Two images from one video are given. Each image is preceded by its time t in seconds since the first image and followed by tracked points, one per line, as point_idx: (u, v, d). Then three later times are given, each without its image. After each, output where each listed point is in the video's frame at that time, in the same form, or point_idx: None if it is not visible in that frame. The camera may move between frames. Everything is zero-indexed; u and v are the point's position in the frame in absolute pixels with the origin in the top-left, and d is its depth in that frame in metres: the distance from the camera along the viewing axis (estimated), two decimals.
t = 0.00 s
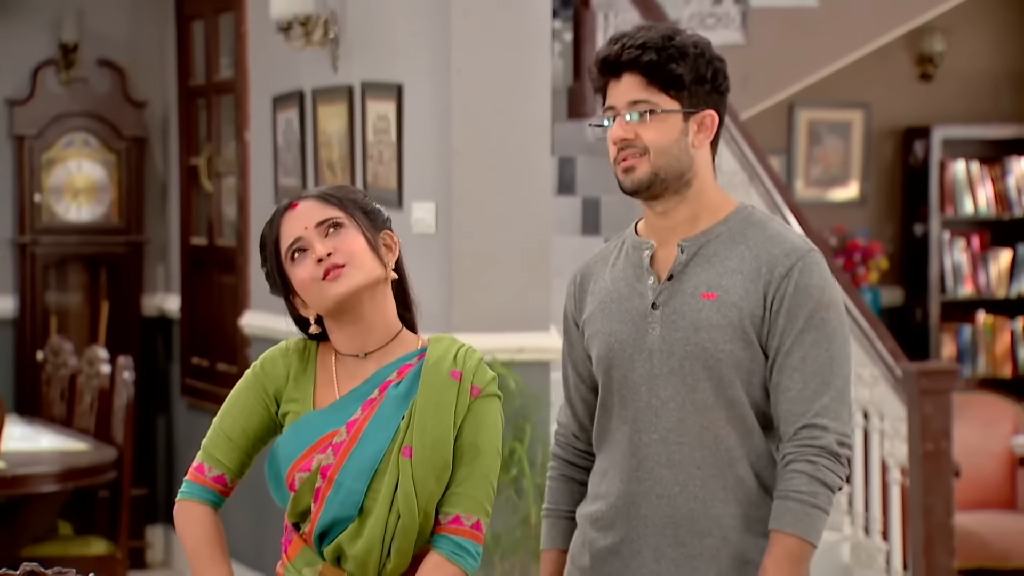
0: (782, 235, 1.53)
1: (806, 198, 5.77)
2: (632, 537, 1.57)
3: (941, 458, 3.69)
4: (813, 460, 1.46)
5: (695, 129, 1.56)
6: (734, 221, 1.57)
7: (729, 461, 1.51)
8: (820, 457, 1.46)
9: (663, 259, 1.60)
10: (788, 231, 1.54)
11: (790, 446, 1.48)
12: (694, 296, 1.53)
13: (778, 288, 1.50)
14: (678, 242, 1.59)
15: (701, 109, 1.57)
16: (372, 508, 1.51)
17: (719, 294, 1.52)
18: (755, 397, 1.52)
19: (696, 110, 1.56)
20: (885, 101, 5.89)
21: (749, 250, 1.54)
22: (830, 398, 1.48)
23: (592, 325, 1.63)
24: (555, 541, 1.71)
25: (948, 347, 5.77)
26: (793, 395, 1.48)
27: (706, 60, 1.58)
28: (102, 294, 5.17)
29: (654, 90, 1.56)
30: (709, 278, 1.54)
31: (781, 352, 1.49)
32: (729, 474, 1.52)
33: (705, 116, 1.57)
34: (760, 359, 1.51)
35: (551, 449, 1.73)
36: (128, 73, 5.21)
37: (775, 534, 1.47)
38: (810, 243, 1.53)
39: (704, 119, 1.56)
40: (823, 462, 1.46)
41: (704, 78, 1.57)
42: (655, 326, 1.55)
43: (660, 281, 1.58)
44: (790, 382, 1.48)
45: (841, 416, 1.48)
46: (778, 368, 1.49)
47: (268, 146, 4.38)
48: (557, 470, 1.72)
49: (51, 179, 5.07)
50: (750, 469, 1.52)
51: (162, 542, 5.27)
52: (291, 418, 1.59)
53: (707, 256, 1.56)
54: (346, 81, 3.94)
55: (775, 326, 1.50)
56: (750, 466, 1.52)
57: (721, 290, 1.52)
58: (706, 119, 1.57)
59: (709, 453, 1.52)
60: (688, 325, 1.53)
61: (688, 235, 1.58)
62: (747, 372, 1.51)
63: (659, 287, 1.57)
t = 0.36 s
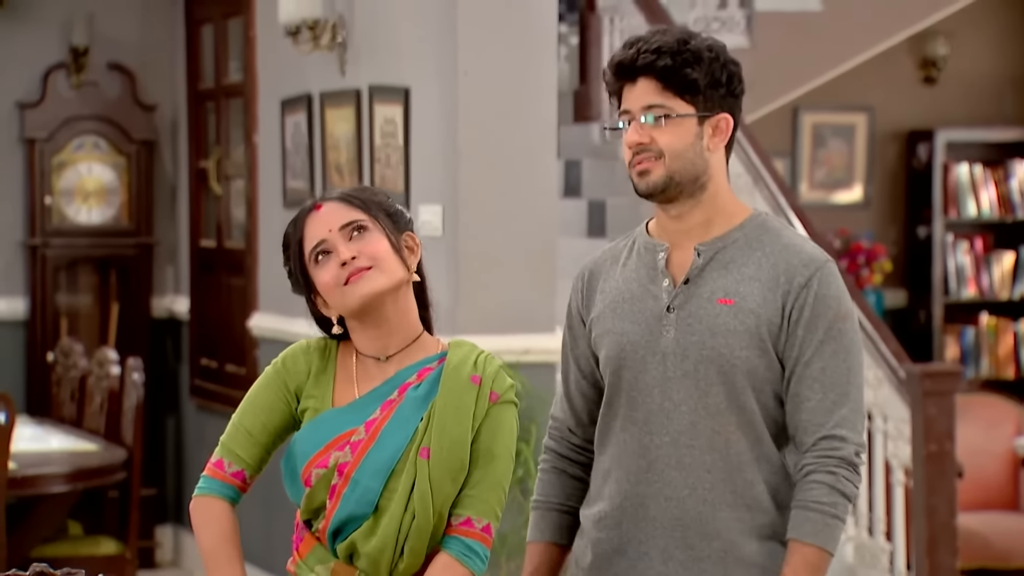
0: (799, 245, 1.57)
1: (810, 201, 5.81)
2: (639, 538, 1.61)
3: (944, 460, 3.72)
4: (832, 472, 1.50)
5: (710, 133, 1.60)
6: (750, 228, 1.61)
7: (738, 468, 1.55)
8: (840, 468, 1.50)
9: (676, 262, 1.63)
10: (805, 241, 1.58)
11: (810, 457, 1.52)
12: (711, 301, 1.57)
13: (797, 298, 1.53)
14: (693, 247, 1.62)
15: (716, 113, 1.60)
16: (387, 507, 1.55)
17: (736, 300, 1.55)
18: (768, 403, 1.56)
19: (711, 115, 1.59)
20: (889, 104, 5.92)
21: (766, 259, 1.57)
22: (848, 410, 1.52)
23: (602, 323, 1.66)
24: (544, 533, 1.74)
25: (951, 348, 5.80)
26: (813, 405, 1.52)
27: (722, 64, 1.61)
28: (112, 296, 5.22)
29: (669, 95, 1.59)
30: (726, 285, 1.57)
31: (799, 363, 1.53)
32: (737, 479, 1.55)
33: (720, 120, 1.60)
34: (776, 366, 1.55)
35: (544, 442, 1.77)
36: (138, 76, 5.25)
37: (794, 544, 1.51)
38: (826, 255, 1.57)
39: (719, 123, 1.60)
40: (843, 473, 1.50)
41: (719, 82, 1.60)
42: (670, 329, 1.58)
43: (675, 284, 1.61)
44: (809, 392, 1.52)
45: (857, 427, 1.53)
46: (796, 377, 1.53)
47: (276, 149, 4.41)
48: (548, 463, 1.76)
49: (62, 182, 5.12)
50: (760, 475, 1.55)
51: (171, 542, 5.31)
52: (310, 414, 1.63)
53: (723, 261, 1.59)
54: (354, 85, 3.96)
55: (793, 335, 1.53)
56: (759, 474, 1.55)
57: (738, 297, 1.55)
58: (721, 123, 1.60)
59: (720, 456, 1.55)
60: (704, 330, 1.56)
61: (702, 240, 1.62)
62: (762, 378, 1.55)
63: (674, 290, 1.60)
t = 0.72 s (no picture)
0: (789, 245, 1.59)
1: (805, 197, 5.83)
2: (625, 534, 1.61)
3: (938, 455, 3.73)
4: (832, 473, 1.52)
5: (698, 130, 1.61)
6: (741, 227, 1.62)
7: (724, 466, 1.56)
8: (837, 469, 1.52)
9: (667, 260, 1.65)
10: (797, 241, 1.59)
11: (805, 457, 1.54)
12: (702, 299, 1.58)
13: (787, 297, 1.55)
14: (684, 245, 1.64)
15: (702, 110, 1.61)
16: (384, 497, 1.58)
17: (727, 298, 1.57)
18: (758, 402, 1.57)
19: (697, 112, 1.61)
20: (882, 102, 5.95)
21: (757, 258, 1.59)
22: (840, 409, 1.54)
23: (593, 319, 1.67)
24: (535, 525, 1.75)
25: (945, 345, 5.81)
26: (805, 405, 1.54)
27: (704, 60, 1.62)
28: (108, 292, 5.23)
29: (654, 95, 1.60)
30: (717, 283, 1.58)
31: (790, 362, 1.55)
32: (723, 476, 1.57)
33: (707, 117, 1.61)
34: (766, 365, 1.56)
35: (534, 438, 1.78)
36: (135, 74, 5.27)
37: (797, 547, 1.54)
38: (816, 255, 1.59)
39: (706, 120, 1.61)
40: (840, 472, 1.52)
41: (704, 79, 1.61)
42: (660, 326, 1.60)
43: (666, 282, 1.62)
44: (801, 391, 1.54)
45: (850, 427, 1.55)
46: (787, 376, 1.55)
47: (273, 146, 4.42)
48: (538, 457, 1.77)
49: (58, 179, 5.14)
50: (747, 473, 1.57)
51: (167, 538, 5.32)
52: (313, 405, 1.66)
53: (715, 260, 1.61)
54: (350, 82, 3.98)
55: (784, 334, 1.55)
56: (746, 472, 1.57)
57: (729, 295, 1.57)
58: (708, 119, 1.61)
59: (707, 453, 1.57)
60: (694, 328, 1.57)
61: (693, 239, 1.63)
62: (752, 376, 1.56)
63: (665, 288, 1.61)
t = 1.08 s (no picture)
0: (781, 242, 1.57)
1: (795, 196, 5.84)
2: (620, 533, 1.60)
3: (928, 453, 3.74)
4: (812, 469, 1.51)
5: (691, 130, 1.58)
6: (733, 224, 1.60)
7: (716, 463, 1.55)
8: (817, 467, 1.51)
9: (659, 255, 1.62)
10: (789, 238, 1.57)
11: (788, 453, 1.53)
12: (692, 298, 1.56)
13: (779, 297, 1.53)
14: (675, 241, 1.61)
15: (696, 109, 1.58)
16: (377, 481, 1.61)
17: (717, 298, 1.55)
18: (748, 401, 1.56)
19: (691, 110, 1.58)
20: (873, 100, 5.96)
21: (748, 256, 1.56)
22: (830, 408, 1.53)
23: (584, 317, 1.64)
24: (526, 509, 1.76)
25: (935, 343, 5.83)
26: (795, 405, 1.52)
27: (702, 58, 1.58)
28: (98, 290, 5.22)
29: (647, 94, 1.58)
30: (708, 283, 1.56)
31: (780, 362, 1.53)
32: (716, 475, 1.56)
33: (701, 116, 1.59)
34: (756, 365, 1.55)
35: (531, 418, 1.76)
36: (125, 71, 5.26)
37: (768, 539, 1.52)
38: (808, 252, 1.57)
39: (699, 119, 1.58)
40: (822, 472, 1.51)
41: (699, 77, 1.58)
42: (650, 326, 1.57)
43: (657, 280, 1.60)
44: (790, 391, 1.52)
45: (836, 426, 1.54)
46: (777, 376, 1.53)
47: (263, 144, 4.42)
48: (539, 447, 1.77)
49: (48, 177, 5.13)
50: (738, 472, 1.56)
51: (157, 536, 5.32)
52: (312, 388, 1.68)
53: (706, 258, 1.58)
54: (340, 80, 3.97)
55: (775, 334, 1.53)
56: (737, 470, 1.56)
57: (719, 295, 1.55)
58: (703, 118, 1.58)
59: (699, 452, 1.56)
60: (684, 327, 1.55)
61: (685, 235, 1.61)
62: (742, 376, 1.55)
63: (655, 286, 1.59)
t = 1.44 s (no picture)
0: (778, 248, 1.68)
1: (786, 196, 5.85)
2: (613, 527, 1.70)
3: (918, 453, 3.75)
4: (814, 475, 1.62)
5: (682, 135, 1.67)
6: (731, 227, 1.70)
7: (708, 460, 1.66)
8: (819, 470, 1.62)
9: (658, 250, 1.72)
10: (785, 244, 1.68)
11: (788, 458, 1.64)
12: (688, 298, 1.67)
13: (772, 300, 1.65)
14: (672, 239, 1.72)
15: (688, 114, 1.66)
16: (364, 477, 1.58)
17: (713, 300, 1.66)
18: (740, 400, 1.67)
19: (682, 116, 1.66)
20: (864, 100, 5.97)
21: (745, 260, 1.68)
22: (823, 411, 1.64)
23: (580, 305, 1.75)
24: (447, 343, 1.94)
25: (926, 343, 5.83)
26: (790, 407, 1.63)
27: (695, 63, 1.65)
28: (89, 291, 5.22)
29: (638, 100, 1.65)
30: (704, 284, 1.67)
31: (774, 365, 1.64)
32: (708, 472, 1.67)
33: (692, 121, 1.67)
34: (748, 365, 1.66)
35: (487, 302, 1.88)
36: (115, 71, 5.26)
37: (775, 546, 1.63)
38: (803, 259, 1.68)
39: (690, 125, 1.66)
40: (821, 475, 1.63)
41: (691, 83, 1.65)
42: (645, 321, 1.67)
43: (654, 276, 1.70)
44: (787, 395, 1.63)
45: (832, 429, 1.65)
46: (770, 377, 1.65)
47: (253, 144, 4.42)
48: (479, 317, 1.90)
49: (38, 176, 5.12)
50: (729, 469, 1.67)
51: (147, 537, 5.31)
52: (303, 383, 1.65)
53: (702, 259, 1.69)
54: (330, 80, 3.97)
55: (770, 337, 1.65)
56: (729, 468, 1.67)
57: (715, 297, 1.66)
58: (693, 122, 1.67)
59: (691, 449, 1.66)
60: (679, 327, 1.66)
61: (683, 235, 1.71)
62: (735, 376, 1.66)
63: (652, 282, 1.69)
